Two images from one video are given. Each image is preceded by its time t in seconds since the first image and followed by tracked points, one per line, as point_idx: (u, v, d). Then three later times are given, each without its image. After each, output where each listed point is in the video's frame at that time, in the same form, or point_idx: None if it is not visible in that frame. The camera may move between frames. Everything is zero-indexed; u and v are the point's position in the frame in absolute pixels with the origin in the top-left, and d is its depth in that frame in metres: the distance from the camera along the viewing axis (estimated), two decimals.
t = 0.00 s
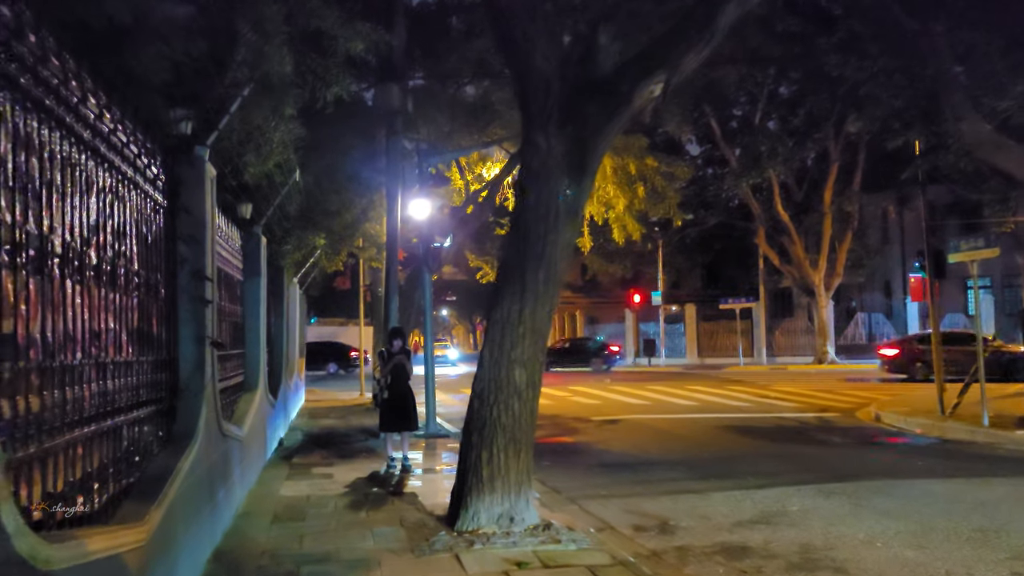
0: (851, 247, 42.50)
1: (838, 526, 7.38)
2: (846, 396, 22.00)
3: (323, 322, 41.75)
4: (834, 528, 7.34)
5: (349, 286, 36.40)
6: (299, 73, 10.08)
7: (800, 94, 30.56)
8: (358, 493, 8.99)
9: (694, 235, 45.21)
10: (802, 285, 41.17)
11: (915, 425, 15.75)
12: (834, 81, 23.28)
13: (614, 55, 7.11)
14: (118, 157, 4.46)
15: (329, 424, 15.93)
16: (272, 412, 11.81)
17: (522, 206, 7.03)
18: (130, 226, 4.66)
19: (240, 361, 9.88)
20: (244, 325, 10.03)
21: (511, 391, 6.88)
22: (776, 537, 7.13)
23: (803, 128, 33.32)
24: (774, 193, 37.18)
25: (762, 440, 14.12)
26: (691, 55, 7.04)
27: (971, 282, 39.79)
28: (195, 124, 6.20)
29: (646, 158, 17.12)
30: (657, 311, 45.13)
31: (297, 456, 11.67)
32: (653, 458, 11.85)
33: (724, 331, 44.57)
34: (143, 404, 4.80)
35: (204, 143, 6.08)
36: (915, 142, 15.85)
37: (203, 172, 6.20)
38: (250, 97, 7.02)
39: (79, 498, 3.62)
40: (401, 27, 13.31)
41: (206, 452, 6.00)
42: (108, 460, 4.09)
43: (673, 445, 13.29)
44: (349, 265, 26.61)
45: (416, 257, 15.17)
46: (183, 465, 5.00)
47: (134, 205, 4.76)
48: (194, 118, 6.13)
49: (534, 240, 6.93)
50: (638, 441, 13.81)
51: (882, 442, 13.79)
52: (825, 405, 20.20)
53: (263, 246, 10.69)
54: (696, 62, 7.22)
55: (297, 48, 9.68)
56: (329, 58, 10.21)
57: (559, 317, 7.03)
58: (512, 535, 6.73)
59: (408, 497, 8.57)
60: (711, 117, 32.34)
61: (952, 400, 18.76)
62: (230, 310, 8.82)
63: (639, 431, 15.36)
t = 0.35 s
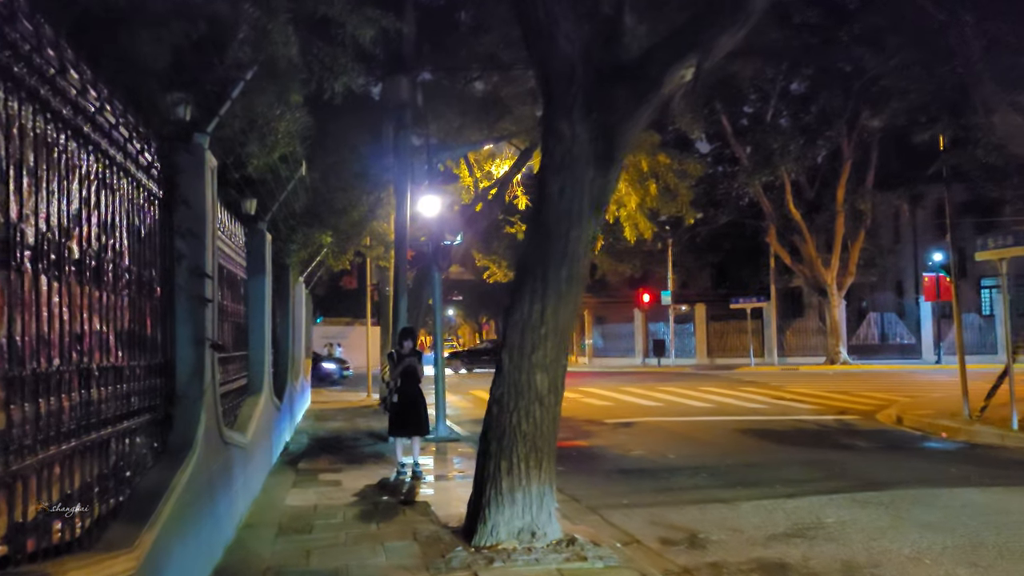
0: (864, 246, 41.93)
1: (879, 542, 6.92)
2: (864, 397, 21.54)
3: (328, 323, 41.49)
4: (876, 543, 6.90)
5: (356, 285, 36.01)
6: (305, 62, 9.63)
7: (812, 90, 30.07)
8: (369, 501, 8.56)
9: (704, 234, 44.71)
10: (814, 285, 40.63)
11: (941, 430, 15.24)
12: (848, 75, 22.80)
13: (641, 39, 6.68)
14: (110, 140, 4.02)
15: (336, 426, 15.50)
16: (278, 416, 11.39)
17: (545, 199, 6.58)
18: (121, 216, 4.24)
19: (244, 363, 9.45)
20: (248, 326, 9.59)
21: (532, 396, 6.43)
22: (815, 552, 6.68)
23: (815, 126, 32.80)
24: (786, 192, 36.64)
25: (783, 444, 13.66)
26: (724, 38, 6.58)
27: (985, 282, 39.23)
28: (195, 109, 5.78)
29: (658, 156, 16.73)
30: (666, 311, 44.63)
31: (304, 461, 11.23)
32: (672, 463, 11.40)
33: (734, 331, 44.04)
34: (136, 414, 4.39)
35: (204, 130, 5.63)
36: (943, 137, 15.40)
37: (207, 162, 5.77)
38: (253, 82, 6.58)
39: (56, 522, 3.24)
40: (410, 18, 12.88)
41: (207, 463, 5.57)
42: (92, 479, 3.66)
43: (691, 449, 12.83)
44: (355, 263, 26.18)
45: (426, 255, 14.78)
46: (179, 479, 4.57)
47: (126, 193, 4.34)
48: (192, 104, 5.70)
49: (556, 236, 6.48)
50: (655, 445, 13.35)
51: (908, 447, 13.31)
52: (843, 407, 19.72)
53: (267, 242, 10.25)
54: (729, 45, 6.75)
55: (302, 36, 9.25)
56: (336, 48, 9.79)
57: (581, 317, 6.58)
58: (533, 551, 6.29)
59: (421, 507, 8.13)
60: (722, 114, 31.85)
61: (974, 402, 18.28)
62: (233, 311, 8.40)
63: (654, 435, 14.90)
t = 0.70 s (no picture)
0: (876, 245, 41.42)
1: (924, 557, 6.46)
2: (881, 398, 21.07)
3: (335, 322, 41.23)
4: (921, 557, 6.44)
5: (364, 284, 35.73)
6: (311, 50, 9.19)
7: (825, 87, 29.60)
8: (378, 509, 8.15)
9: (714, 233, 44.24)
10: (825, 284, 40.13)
11: (967, 432, 14.77)
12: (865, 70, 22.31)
13: (671, 19, 6.19)
14: (94, 118, 3.61)
15: (343, 428, 15.09)
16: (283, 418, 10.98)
17: (569, 190, 6.14)
18: (110, 203, 3.84)
19: (247, 364, 9.05)
20: (252, 324, 9.18)
21: (554, 400, 6.00)
22: (855, 568, 6.23)
23: (827, 123, 32.35)
24: (798, 190, 36.15)
25: (805, 447, 13.22)
26: (761, 17, 6.11)
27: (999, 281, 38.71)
28: (193, 92, 5.35)
29: (671, 151, 16.30)
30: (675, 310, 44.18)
31: (310, 466, 10.82)
32: (693, 468, 10.97)
33: (745, 330, 43.56)
34: (126, 423, 4.00)
35: (202, 114, 5.20)
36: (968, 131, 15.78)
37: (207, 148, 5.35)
38: (255, 64, 6.13)
39: (24, 553, 2.86)
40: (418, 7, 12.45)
41: (206, 473, 5.15)
42: (71, 498, 3.28)
43: (710, 453, 12.39)
44: (363, 262, 25.82)
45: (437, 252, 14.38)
46: (172, 494, 4.16)
47: (115, 180, 3.95)
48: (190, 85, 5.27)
49: (581, 229, 6.05)
50: (673, 449, 12.92)
51: (936, 451, 12.84)
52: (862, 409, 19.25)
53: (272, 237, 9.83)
54: (766, 25, 6.29)
55: (308, 22, 8.84)
56: (343, 35, 9.34)
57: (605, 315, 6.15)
58: (556, 566, 5.86)
59: (433, 516, 7.71)
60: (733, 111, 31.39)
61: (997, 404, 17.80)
62: (236, 309, 8.00)
63: (671, 437, 14.46)
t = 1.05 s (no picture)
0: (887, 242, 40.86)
1: (970, 568, 6.01)
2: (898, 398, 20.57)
3: (340, 321, 40.89)
4: (967, 568, 6.00)
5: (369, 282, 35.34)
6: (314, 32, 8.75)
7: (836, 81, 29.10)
8: (383, 513, 7.74)
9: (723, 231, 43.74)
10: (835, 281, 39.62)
11: (990, 433, 14.29)
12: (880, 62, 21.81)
13: None
14: (66, 79, 3.21)
15: (348, 428, 14.66)
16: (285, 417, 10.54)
17: (590, 173, 5.68)
18: (85, 178, 3.43)
19: (246, 362, 8.63)
20: (250, 320, 8.74)
21: (574, 399, 5.55)
22: None
23: (838, 118, 31.83)
24: (808, 186, 35.64)
25: (825, 448, 12.76)
26: None
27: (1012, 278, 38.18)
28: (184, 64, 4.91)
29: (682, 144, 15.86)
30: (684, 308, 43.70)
31: (313, 468, 10.40)
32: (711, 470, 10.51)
33: (754, 328, 43.06)
34: (105, 426, 3.60)
35: (194, 89, 4.76)
36: (991, 121, 15.15)
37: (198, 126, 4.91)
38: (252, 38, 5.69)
39: None
40: None
41: (196, 479, 4.73)
42: (31, 513, 2.90)
43: (728, 454, 11.92)
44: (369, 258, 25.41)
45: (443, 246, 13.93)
46: (155, 504, 3.75)
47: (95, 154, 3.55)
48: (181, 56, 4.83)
49: (603, 214, 5.60)
50: (689, 449, 12.47)
51: (961, 452, 12.37)
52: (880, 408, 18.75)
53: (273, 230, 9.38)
54: None
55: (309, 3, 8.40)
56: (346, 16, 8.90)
57: (628, 308, 5.71)
58: None
59: (442, 522, 7.27)
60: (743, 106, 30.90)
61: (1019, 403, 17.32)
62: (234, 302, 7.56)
63: (685, 437, 14.03)
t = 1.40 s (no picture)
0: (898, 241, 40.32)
1: None
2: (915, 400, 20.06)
3: (345, 321, 40.52)
4: None
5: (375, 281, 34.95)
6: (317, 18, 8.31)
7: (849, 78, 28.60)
8: (388, 526, 7.31)
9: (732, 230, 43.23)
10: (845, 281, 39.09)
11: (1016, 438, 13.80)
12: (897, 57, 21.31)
13: None
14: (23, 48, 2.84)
15: (353, 431, 14.21)
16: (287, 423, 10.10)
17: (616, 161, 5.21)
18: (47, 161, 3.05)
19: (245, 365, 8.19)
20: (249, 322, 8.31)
21: (598, 408, 5.10)
22: None
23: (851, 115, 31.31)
24: (819, 185, 35.12)
25: (848, 454, 12.28)
26: None
27: None
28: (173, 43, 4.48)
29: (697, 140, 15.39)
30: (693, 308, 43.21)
31: (316, 475, 9.96)
32: (732, 478, 10.05)
33: (763, 328, 42.55)
34: (74, 442, 3.23)
35: (182, 69, 4.32)
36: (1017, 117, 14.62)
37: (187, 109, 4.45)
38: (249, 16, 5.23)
39: None
40: None
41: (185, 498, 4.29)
42: None
43: (747, 460, 11.47)
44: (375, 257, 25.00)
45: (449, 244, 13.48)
46: (133, 531, 3.33)
47: (62, 137, 3.17)
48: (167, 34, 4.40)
49: (630, 207, 5.13)
50: (707, 456, 12.01)
51: (990, 459, 11.89)
52: (898, 411, 18.24)
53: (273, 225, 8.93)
54: None
55: None
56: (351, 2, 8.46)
57: (656, 308, 5.25)
58: None
59: (453, 538, 6.81)
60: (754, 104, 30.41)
61: None
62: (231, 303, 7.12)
63: (701, 442, 13.57)
